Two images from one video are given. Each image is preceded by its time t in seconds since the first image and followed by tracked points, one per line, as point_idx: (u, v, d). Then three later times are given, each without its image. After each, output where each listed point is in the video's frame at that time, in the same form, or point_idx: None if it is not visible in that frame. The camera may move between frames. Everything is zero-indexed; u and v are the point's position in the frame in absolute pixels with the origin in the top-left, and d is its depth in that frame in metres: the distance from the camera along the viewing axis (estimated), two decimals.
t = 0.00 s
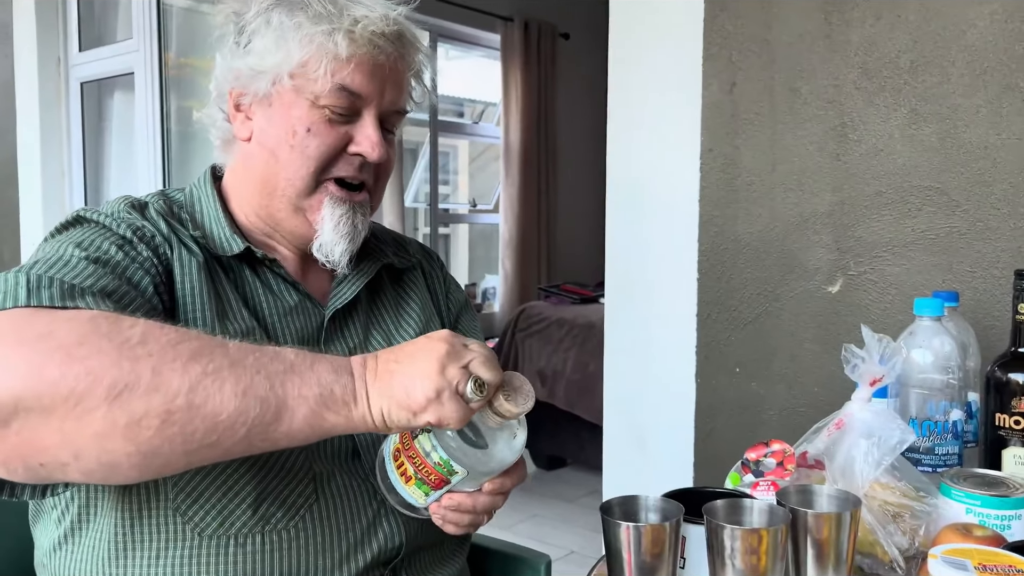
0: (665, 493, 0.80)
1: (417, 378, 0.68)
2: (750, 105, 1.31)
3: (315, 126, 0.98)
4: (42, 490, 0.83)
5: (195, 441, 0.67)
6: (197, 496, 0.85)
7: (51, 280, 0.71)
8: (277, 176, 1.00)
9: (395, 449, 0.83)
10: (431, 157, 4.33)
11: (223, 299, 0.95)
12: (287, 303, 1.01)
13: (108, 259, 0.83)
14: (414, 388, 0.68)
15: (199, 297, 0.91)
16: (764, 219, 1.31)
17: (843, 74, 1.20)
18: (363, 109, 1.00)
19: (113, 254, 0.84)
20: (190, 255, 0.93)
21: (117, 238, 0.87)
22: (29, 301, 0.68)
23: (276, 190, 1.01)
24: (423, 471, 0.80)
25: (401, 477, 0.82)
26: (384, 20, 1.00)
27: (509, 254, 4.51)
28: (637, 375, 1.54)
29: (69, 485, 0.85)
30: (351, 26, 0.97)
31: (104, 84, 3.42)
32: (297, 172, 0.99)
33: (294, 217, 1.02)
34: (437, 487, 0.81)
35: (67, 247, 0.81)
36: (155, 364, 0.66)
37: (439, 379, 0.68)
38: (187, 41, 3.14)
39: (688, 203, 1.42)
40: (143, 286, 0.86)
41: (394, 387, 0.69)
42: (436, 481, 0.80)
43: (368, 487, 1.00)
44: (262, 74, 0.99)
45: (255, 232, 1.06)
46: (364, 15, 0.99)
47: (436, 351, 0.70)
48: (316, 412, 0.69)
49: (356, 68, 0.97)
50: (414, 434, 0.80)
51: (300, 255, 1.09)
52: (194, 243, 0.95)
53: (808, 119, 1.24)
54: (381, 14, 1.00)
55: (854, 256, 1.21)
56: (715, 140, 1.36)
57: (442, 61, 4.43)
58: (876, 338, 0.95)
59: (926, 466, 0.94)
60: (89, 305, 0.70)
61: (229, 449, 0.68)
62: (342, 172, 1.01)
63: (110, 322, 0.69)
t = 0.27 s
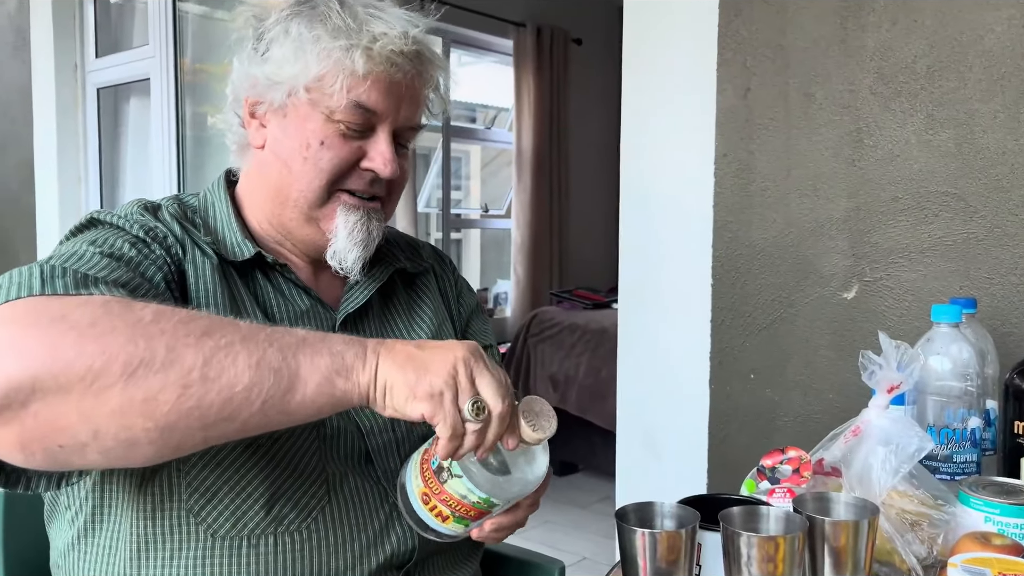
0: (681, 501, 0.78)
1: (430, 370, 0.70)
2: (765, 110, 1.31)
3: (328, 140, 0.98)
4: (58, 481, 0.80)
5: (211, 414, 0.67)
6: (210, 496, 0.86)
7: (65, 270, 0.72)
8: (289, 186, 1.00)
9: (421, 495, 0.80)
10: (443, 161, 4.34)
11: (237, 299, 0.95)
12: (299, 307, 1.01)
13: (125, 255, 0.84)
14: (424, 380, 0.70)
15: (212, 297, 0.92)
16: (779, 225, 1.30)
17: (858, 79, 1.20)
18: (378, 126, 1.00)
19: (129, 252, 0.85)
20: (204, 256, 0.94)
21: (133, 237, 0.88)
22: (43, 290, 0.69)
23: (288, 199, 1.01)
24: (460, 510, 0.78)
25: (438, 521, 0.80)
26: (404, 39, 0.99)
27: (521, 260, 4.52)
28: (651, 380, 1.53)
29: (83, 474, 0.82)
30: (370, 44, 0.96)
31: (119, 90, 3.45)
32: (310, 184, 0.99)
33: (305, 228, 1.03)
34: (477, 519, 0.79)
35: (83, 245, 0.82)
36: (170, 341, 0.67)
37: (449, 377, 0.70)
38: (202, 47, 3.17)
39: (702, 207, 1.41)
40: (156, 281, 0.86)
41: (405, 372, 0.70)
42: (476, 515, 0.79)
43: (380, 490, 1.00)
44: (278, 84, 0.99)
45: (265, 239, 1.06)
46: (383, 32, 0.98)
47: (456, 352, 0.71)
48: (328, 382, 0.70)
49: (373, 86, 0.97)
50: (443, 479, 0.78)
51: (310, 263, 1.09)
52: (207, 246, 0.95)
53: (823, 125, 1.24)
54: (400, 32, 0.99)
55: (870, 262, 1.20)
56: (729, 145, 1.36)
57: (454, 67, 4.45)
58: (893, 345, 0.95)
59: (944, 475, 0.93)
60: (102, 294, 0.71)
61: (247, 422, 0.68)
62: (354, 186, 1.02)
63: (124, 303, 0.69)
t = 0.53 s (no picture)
0: (690, 504, 0.77)
1: (447, 393, 0.69)
2: (774, 112, 1.31)
3: (344, 153, 0.97)
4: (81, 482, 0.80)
5: (231, 427, 0.66)
6: (216, 493, 0.85)
7: (88, 274, 0.72)
8: (299, 192, 1.00)
9: (437, 508, 0.80)
10: (450, 164, 4.35)
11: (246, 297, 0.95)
12: (305, 307, 1.01)
13: (139, 255, 0.84)
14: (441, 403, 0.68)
15: (220, 296, 0.92)
16: (788, 227, 1.30)
17: (868, 81, 1.19)
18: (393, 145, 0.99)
19: (142, 252, 0.85)
20: (214, 256, 0.94)
21: (145, 236, 0.88)
22: (70, 293, 0.68)
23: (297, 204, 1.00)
24: (478, 519, 0.78)
25: (456, 531, 0.80)
26: (433, 69, 0.97)
27: (527, 262, 4.52)
28: (658, 382, 1.53)
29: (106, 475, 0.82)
30: (399, 69, 0.95)
31: (129, 91, 3.46)
32: (319, 193, 0.99)
33: (309, 235, 1.03)
34: (494, 525, 0.80)
35: (97, 244, 0.82)
36: (196, 354, 0.66)
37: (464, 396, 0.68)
38: (211, 49, 3.18)
39: (710, 210, 1.41)
40: (172, 280, 0.87)
41: (424, 396, 0.69)
42: (494, 522, 0.79)
43: (384, 491, 1.00)
44: (299, 91, 0.97)
45: (270, 236, 1.05)
46: (413, 59, 0.96)
47: (474, 369, 0.70)
48: (351, 405, 0.69)
49: (395, 109, 0.96)
50: (459, 491, 0.78)
51: (315, 265, 1.08)
52: (215, 245, 0.95)
53: (833, 127, 1.24)
54: (430, 60, 0.98)
55: (880, 265, 1.20)
56: (738, 147, 1.36)
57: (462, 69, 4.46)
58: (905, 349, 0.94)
59: (955, 480, 0.92)
60: (127, 297, 0.71)
61: (269, 440, 0.68)
62: (361, 199, 1.01)
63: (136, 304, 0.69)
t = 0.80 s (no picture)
0: (694, 504, 0.77)
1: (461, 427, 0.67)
2: (779, 112, 1.31)
3: (356, 152, 0.97)
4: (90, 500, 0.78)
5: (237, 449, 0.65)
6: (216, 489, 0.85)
7: (103, 300, 0.70)
8: (309, 189, 0.99)
9: (436, 497, 0.81)
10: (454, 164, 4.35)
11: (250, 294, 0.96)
12: (307, 304, 1.01)
13: (149, 265, 0.83)
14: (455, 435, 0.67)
15: (225, 298, 0.92)
16: (793, 228, 1.30)
17: (874, 81, 1.19)
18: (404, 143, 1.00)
19: (152, 260, 0.85)
20: (218, 256, 0.94)
21: (155, 240, 0.87)
22: (86, 325, 0.67)
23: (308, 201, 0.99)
24: (475, 515, 0.78)
25: (450, 524, 0.80)
26: (447, 72, 0.98)
27: (530, 263, 4.52)
28: (662, 383, 1.53)
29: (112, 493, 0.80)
30: (413, 71, 0.95)
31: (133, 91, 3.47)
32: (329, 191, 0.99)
33: (317, 233, 1.03)
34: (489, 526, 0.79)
35: (109, 253, 0.81)
36: (208, 396, 0.65)
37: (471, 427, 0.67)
38: (215, 49, 3.18)
39: (714, 210, 1.41)
40: (183, 289, 0.87)
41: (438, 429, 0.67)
42: (490, 522, 0.79)
43: (384, 488, 1.00)
44: (311, 90, 0.97)
45: (278, 233, 1.05)
46: (427, 61, 0.97)
47: (487, 400, 0.67)
48: (364, 442, 0.68)
49: (407, 111, 0.96)
50: (462, 482, 0.79)
51: (321, 264, 1.08)
52: (221, 242, 0.95)
53: (838, 127, 1.23)
54: (444, 63, 0.98)
55: (884, 266, 1.19)
56: (742, 148, 1.36)
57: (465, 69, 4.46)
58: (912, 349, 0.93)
59: (959, 480, 0.92)
60: (143, 323, 0.70)
61: (281, 474, 0.67)
62: (371, 198, 1.02)
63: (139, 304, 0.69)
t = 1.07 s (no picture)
0: (696, 503, 0.77)
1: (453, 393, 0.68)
2: (782, 111, 1.30)
3: (357, 151, 0.97)
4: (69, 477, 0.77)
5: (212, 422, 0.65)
6: (218, 488, 0.85)
7: (80, 267, 0.70)
8: (310, 188, 1.00)
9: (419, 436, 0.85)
10: (456, 163, 4.35)
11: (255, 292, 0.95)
12: (311, 305, 1.01)
13: (139, 249, 0.84)
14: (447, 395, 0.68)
15: (228, 292, 0.92)
16: (795, 227, 1.29)
17: (877, 80, 1.19)
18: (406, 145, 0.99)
19: (144, 245, 0.85)
20: (220, 252, 0.94)
21: (151, 230, 0.88)
22: (60, 287, 0.67)
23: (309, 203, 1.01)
24: (436, 458, 0.82)
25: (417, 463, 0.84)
26: (449, 71, 0.98)
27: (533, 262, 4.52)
28: (664, 382, 1.53)
29: (95, 471, 0.79)
30: (415, 69, 0.95)
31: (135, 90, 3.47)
32: (330, 191, 0.99)
33: (318, 233, 1.03)
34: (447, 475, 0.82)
35: (101, 234, 0.82)
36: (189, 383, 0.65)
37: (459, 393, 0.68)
38: (218, 48, 3.18)
39: (717, 209, 1.41)
40: (171, 275, 0.86)
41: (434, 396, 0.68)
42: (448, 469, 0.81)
43: (388, 489, 0.99)
44: (314, 87, 0.97)
45: (281, 232, 1.05)
46: (429, 59, 0.97)
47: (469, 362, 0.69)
48: (337, 410, 0.67)
49: (409, 109, 0.96)
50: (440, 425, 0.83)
51: (323, 264, 1.07)
52: (225, 240, 0.96)
53: (841, 126, 1.23)
54: (447, 61, 0.98)
55: (888, 265, 1.19)
56: (745, 147, 1.36)
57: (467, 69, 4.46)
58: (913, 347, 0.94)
59: (962, 480, 0.92)
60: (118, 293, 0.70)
61: (249, 440, 0.67)
62: (373, 198, 1.02)
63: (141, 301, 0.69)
